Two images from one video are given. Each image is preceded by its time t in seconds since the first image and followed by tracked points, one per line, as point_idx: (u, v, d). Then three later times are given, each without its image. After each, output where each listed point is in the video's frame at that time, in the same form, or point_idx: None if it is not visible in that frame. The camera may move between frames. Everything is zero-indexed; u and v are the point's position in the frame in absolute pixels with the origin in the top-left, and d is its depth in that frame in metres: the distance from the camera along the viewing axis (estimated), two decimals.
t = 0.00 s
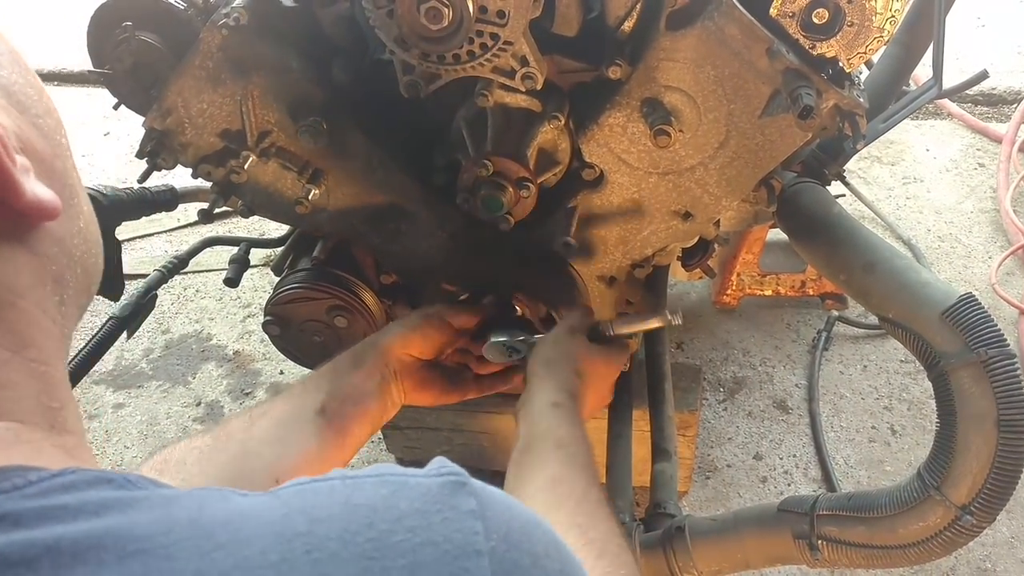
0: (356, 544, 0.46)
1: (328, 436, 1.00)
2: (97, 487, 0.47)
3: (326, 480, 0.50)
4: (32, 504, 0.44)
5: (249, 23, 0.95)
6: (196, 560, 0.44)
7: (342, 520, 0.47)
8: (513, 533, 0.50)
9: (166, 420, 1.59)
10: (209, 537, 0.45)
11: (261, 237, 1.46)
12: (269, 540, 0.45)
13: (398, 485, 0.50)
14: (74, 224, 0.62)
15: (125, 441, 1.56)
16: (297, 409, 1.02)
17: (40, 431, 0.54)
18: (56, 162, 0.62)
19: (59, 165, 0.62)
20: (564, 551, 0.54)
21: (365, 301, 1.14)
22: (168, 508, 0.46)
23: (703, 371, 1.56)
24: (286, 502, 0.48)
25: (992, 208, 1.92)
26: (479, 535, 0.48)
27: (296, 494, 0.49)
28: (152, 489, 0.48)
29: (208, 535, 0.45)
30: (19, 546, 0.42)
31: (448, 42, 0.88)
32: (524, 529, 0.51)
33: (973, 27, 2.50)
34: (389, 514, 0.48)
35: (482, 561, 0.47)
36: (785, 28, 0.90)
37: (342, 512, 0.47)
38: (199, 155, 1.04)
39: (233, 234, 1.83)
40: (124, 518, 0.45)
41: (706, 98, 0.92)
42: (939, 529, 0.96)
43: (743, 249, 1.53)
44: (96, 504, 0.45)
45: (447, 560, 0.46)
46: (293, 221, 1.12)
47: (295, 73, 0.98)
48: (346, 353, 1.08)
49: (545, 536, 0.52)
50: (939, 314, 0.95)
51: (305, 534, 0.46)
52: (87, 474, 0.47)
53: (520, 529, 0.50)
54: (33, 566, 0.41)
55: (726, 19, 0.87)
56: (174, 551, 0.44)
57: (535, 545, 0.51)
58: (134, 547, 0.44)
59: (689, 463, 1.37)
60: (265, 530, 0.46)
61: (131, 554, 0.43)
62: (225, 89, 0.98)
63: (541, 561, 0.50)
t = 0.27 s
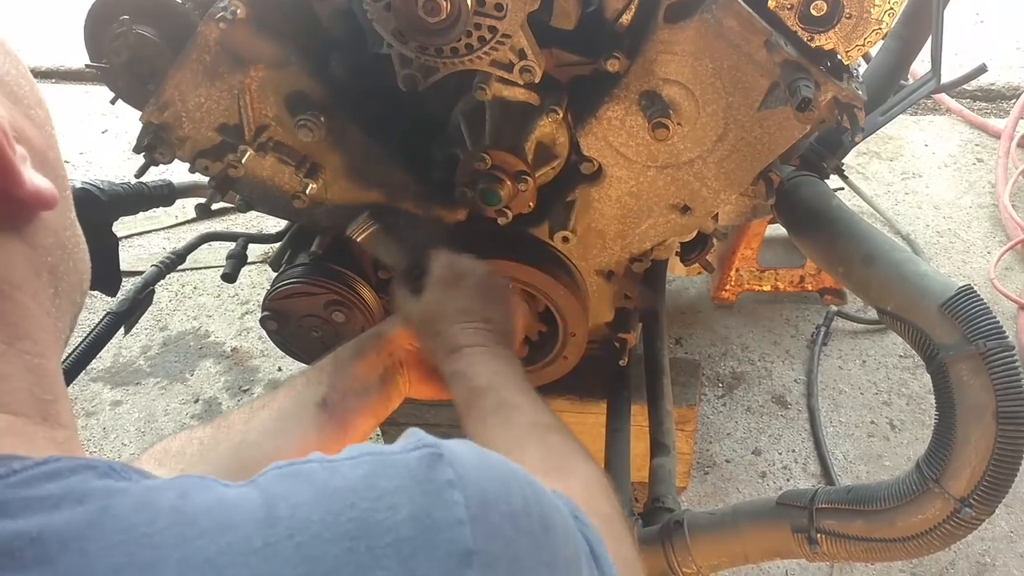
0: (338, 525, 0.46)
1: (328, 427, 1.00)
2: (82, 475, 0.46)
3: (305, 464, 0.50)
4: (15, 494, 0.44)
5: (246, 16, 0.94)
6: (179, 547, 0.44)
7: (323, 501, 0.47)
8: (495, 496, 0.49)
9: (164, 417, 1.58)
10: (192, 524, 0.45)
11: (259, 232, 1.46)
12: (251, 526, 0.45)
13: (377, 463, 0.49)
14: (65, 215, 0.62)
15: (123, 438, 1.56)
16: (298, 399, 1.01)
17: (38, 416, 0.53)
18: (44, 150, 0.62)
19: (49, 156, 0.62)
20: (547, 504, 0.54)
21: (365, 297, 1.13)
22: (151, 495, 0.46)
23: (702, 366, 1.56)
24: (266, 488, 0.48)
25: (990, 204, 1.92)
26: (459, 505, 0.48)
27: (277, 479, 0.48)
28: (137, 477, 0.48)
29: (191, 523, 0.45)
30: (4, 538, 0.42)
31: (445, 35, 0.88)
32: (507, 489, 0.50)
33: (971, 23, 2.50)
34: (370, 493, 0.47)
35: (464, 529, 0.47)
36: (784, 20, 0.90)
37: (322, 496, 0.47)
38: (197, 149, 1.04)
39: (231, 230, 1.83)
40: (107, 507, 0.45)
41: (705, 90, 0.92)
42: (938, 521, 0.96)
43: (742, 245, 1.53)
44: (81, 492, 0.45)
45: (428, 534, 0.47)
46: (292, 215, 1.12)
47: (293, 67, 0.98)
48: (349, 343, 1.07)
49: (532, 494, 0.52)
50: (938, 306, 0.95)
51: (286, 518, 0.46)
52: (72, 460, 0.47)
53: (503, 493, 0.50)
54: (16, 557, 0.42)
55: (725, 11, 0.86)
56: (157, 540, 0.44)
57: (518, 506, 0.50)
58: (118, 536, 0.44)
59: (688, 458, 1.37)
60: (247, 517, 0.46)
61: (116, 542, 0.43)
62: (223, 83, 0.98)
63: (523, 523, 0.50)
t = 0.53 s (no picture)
0: (341, 513, 0.43)
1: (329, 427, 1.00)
2: (85, 459, 0.47)
3: (316, 450, 0.48)
4: (19, 478, 0.44)
5: (244, 17, 0.94)
6: (183, 528, 0.42)
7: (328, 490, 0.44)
8: (500, 499, 0.46)
9: (164, 416, 1.58)
10: (197, 507, 0.43)
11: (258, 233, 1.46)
12: (256, 510, 0.43)
13: (385, 454, 0.47)
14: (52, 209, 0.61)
15: (124, 437, 1.56)
16: (299, 404, 1.02)
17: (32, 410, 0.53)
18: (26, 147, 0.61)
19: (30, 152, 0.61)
20: (556, 518, 0.50)
21: (364, 295, 1.13)
22: (155, 479, 0.46)
23: (701, 365, 1.56)
24: (274, 472, 0.46)
25: (988, 202, 1.92)
26: (465, 503, 0.44)
27: (285, 464, 0.47)
28: (141, 462, 0.48)
29: (196, 505, 0.43)
30: (10, 518, 0.42)
31: (442, 35, 0.87)
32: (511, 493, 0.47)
33: (969, 22, 2.50)
34: (375, 483, 0.45)
35: (468, 529, 0.43)
36: (781, 19, 0.90)
37: (328, 482, 0.45)
38: (195, 150, 1.04)
39: (230, 230, 1.83)
40: (111, 490, 0.44)
41: (703, 90, 0.92)
42: (936, 519, 0.96)
43: (740, 244, 1.54)
44: (85, 476, 0.45)
45: (432, 527, 0.43)
46: (290, 216, 1.12)
47: (291, 67, 0.98)
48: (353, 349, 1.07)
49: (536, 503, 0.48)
50: (936, 304, 0.95)
51: (291, 503, 0.43)
52: (77, 446, 0.47)
53: (506, 495, 0.46)
54: (23, 539, 0.41)
55: (722, 10, 0.86)
56: (161, 523, 0.42)
57: (525, 514, 0.47)
58: (120, 517, 0.43)
59: (686, 457, 1.37)
60: (251, 500, 0.44)
61: (117, 524, 0.43)
62: (221, 83, 0.98)
63: (531, 533, 0.46)
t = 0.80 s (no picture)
0: (353, 505, 0.45)
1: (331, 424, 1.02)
2: (96, 461, 0.45)
3: (312, 445, 0.49)
4: (33, 482, 0.42)
5: (241, 13, 0.94)
6: (201, 534, 0.42)
7: (336, 485, 0.45)
8: (496, 463, 0.49)
9: (158, 417, 1.58)
10: (212, 511, 0.43)
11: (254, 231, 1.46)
12: (269, 510, 0.44)
13: (385, 441, 0.48)
14: (98, 224, 0.56)
15: (116, 439, 1.55)
16: (298, 404, 1.03)
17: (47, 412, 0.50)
18: (83, 156, 0.55)
19: (84, 160, 0.55)
20: (552, 466, 0.52)
21: (359, 294, 1.12)
22: (166, 483, 0.44)
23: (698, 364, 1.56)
24: (281, 469, 0.46)
25: (983, 201, 1.93)
26: (467, 478, 0.47)
27: (290, 460, 0.47)
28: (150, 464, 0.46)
29: (209, 509, 0.43)
30: (23, 528, 0.40)
31: (440, 31, 0.87)
32: (510, 455, 0.50)
33: (964, 22, 2.51)
34: (380, 471, 0.46)
35: (474, 504, 0.47)
36: (779, 16, 0.90)
37: (335, 478, 0.46)
38: (190, 147, 1.04)
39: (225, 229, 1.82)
40: (125, 495, 0.43)
41: (701, 86, 0.92)
42: (934, 516, 0.97)
43: (737, 242, 1.54)
44: (97, 480, 0.43)
45: (441, 508, 0.46)
46: (286, 214, 1.12)
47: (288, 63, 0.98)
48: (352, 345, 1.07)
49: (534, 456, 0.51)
50: (934, 300, 0.95)
51: (302, 501, 0.44)
52: (86, 447, 0.45)
53: (503, 458, 0.49)
54: (39, 548, 0.40)
55: (720, 6, 0.87)
56: (175, 527, 0.42)
57: (523, 470, 0.50)
58: (136, 524, 0.42)
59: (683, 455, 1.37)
60: (264, 499, 0.44)
61: (134, 531, 0.42)
62: (217, 80, 0.98)
63: (532, 489, 0.49)
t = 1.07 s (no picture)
0: (402, 519, 0.44)
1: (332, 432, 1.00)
2: (145, 455, 0.45)
3: (367, 459, 0.49)
4: (84, 470, 0.42)
5: (236, 11, 0.94)
6: (251, 526, 0.42)
7: (389, 498, 0.45)
8: (546, 512, 0.48)
9: (154, 416, 1.57)
10: (261, 507, 0.43)
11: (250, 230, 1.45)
12: (320, 513, 0.43)
13: (441, 464, 0.48)
14: (119, 213, 0.56)
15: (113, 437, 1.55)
16: (301, 409, 1.01)
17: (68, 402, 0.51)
18: (107, 146, 0.55)
19: (108, 150, 0.55)
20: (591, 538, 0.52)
21: (354, 292, 1.12)
22: (219, 478, 0.45)
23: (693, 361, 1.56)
24: (332, 477, 0.46)
25: (978, 198, 1.93)
26: (518, 512, 0.47)
27: (344, 470, 0.47)
28: (200, 462, 0.46)
29: (260, 505, 0.43)
30: (77, 510, 0.40)
31: (436, 29, 0.88)
32: (557, 513, 0.49)
33: (957, 19, 2.51)
34: (433, 489, 0.46)
35: (524, 538, 0.46)
36: (774, 13, 0.90)
37: (388, 489, 0.46)
38: (186, 146, 1.04)
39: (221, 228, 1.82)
40: (175, 487, 0.43)
41: (696, 84, 0.92)
42: (929, 511, 0.97)
43: (732, 240, 1.54)
44: (147, 471, 0.44)
45: (490, 535, 0.45)
46: (281, 212, 1.12)
47: (283, 61, 0.98)
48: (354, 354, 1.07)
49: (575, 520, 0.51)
50: (928, 297, 0.96)
51: (354, 507, 0.44)
52: (134, 441, 0.46)
53: (552, 511, 0.49)
54: (90, 531, 0.40)
55: (715, 4, 0.87)
56: (228, 519, 0.42)
57: (568, 526, 0.49)
58: (189, 514, 0.42)
59: (679, 452, 1.37)
60: (314, 504, 0.44)
61: (186, 521, 0.42)
62: (212, 78, 0.98)
63: (572, 542, 0.49)
